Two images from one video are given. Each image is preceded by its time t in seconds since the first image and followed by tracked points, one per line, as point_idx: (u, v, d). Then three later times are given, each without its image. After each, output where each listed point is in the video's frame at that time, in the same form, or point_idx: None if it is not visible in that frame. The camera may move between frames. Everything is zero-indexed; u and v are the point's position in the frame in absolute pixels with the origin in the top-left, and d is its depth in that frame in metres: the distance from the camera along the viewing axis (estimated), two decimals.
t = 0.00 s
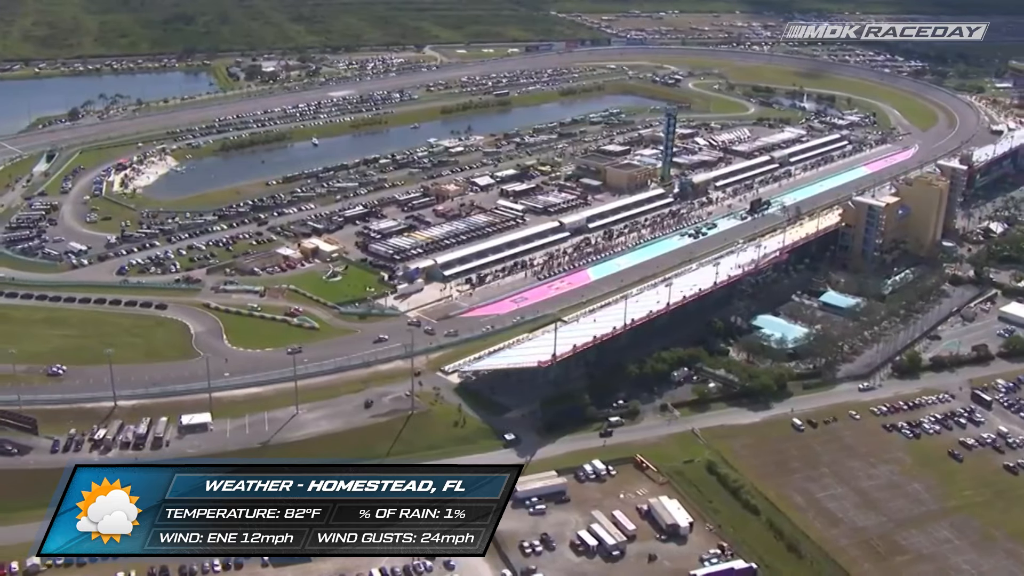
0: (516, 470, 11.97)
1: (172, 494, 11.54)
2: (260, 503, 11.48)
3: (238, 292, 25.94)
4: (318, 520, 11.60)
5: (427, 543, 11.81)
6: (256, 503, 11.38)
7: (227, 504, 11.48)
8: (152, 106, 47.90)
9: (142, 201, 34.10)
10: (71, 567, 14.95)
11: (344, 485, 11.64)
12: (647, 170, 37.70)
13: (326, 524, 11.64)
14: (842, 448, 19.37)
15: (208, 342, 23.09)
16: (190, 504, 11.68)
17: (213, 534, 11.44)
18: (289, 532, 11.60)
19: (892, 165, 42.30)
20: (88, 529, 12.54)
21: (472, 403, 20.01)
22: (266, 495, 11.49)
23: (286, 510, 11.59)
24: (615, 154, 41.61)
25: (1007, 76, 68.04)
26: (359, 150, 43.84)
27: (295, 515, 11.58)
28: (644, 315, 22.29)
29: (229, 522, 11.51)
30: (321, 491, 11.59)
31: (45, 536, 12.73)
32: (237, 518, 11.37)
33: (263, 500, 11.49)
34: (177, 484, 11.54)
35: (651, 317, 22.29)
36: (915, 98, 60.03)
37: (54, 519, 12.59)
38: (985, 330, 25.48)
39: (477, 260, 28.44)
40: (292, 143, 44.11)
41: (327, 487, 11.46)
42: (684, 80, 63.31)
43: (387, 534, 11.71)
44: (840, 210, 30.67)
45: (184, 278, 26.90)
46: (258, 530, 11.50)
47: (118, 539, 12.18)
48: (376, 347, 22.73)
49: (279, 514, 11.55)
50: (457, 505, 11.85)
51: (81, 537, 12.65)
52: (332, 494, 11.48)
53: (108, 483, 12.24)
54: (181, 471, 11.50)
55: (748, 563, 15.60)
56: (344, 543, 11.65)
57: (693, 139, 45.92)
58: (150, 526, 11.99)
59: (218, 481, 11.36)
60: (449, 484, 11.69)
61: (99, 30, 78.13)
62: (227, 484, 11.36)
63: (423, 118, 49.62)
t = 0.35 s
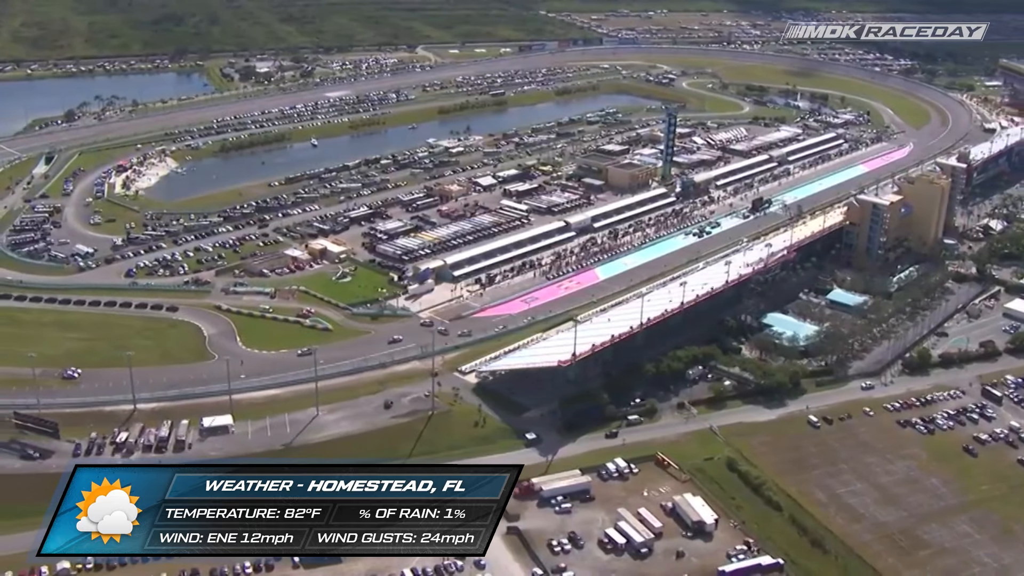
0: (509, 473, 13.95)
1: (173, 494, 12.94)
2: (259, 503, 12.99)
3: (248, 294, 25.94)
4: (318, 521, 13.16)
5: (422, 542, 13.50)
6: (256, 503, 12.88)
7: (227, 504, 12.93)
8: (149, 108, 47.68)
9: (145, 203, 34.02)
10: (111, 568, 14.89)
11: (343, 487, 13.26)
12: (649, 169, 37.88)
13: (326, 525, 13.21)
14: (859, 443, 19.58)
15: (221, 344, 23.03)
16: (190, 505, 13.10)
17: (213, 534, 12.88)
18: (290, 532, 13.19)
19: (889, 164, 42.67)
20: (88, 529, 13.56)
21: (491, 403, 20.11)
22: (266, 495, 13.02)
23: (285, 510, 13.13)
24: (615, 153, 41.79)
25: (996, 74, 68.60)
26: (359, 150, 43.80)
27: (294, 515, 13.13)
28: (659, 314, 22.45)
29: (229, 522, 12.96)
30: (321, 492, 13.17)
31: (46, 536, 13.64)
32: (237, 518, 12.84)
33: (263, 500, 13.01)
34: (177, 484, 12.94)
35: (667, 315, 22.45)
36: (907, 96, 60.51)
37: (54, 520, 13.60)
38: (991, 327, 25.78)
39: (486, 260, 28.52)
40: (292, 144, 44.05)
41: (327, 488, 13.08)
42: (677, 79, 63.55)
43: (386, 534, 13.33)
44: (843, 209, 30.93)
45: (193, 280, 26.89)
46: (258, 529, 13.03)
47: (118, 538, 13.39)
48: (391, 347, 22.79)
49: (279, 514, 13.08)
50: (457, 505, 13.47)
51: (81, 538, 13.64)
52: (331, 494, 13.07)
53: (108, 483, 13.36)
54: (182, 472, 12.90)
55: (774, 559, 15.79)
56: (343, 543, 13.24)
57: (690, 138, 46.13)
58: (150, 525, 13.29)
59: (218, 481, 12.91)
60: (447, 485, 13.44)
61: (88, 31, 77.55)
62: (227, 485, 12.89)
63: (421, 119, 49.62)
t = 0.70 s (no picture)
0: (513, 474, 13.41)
1: (173, 494, 12.55)
2: (259, 504, 12.55)
3: (258, 295, 25.90)
4: (317, 520, 12.67)
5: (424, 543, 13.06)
6: (256, 503, 12.45)
7: (227, 505, 12.52)
8: (146, 109, 47.51)
9: (148, 205, 33.92)
10: (150, 568, 14.86)
11: (343, 486, 12.74)
12: (650, 168, 38.05)
13: (326, 525, 12.73)
14: (873, 440, 19.78)
15: (234, 345, 22.99)
16: (190, 505, 12.72)
17: (213, 534, 12.48)
18: (290, 532, 12.65)
19: (886, 163, 43.03)
20: (88, 529, 13.09)
21: (508, 403, 20.19)
22: (266, 495, 12.58)
23: (285, 510, 12.65)
24: (614, 153, 41.94)
25: (985, 72, 69.24)
26: (358, 150, 43.82)
27: (294, 515, 12.64)
28: (673, 312, 22.58)
29: (229, 522, 12.54)
30: (320, 491, 12.65)
31: (45, 537, 13.16)
32: (237, 518, 12.41)
33: (263, 500, 12.56)
34: (177, 484, 12.57)
35: (680, 314, 22.59)
36: (900, 95, 60.97)
37: (53, 520, 13.17)
38: (995, 323, 26.04)
39: (494, 260, 28.62)
40: (291, 144, 44.02)
41: (327, 488, 12.56)
42: (671, 79, 63.82)
43: (386, 534, 12.85)
44: (846, 207, 31.21)
45: (201, 282, 26.83)
46: (259, 530, 12.52)
47: (118, 539, 12.94)
48: (404, 348, 22.83)
49: (279, 514, 12.60)
50: (457, 506, 13.11)
51: (81, 538, 13.16)
52: (332, 494, 12.57)
53: (108, 483, 13.01)
54: (182, 472, 12.53)
55: (798, 555, 15.94)
56: (344, 543, 12.79)
57: (688, 137, 46.34)
58: (150, 526, 12.91)
59: (218, 481, 12.48)
60: (448, 485, 12.89)
61: (79, 32, 77.18)
62: (227, 485, 12.46)
63: (419, 119, 49.67)
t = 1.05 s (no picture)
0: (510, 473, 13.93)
1: (173, 494, 13.11)
2: (260, 504, 13.08)
3: (268, 296, 25.90)
4: (318, 521, 13.22)
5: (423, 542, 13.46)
6: (256, 503, 12.98)
7: (227, 505, 13.05)
8: (142, 110, 47.29)
9: (151, 206, 33.81)
10: (200, 567, 14.93)
11: (343, 486, 13.30)
12: (651, 168, 38.20)
13: (326, 525, 13.30)
14: (888, 436, 20.00)
15: (248, 347, 22.92)
16: (190, 505, 13.25)
17: (213, 533, 13.08)
18: (290, 532, 13.23)
19: (883, 162, 43.36)
20: (88, 529, 13.65)
21: (526, 402, 20.30)
22: (267, 495, 13.12)
23: (285, 510, 13.18)
24: (613, 153, 42.10)
25: (974, 71, 69.86)
26: (357, 151, 43.79)
27: (295, 515, 13.17)
28: (688, 311, 22.72)
29: (229, 522, 13.11)
30: (321, 492, 13.22)
31: (46, 536, 13.89)
32: (238, 518, 12.97)
33: (263, 500, 13.10)
34: (177, 484, 13.13)
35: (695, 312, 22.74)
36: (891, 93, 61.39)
37: (55, 520, 13.75)
38: (1000, 320, 26.33)
39: (502, 260, 28.73)
40: (290, 145, 43.94)
41: (327, 488, 13.15)
42: (665, 79, 64.03)
43: (386, 534, 13.51)
44: (849, 206, 31.50)
45: (210, 283, 26.81)
46: (258, 530, 13.15)
47: (118, 539, 13.41)
48: (419, 348, 22.89)
49: (279, 514, 13.14)
50: (457, 505, 13.43)
51: (82, 537, 13.78)
52: (332, 494, 13.15)
53: (108, 483, 13.46)
54: (181, 472, 13.09)
55: (823, 551, 16.12)
56: (344, 542, 13.43)
57: (686, 137, 46.53)
58: (150, 526, 13.32)
59: (218, 481, 13.04)
60: (448, 484, 13.38)
61: (68, 32, 76.62)
62: (227, 484, 13.01)
63: (416, 120, 49.66)
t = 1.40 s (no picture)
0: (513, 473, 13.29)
1: (173, 494, 12.75)
2: (259, 504, 12.72)
3: (278, 298, 25.88)
4: (318, 520, 12.88)
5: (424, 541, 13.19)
6: (256, 503, 12.61)
7: (227, 505, 12.68)
8: (139, 110, 47.11)
9: (153, 207, 33.71)
10: (233, 567, 15.01)
11: (344, 485, 12.86)
12: (652, 167, 38.38)
13: (326, 524, 12.94)
14: (901, 432, 20.21)
15: (261, 348, 22.89)
16: (190, 504, 12.89)
17: (213, 534, 12.74)
18: (290, 531, 12.94)
19: (880, 160, 43.69)
20: (87, 529, 13.36)
21: (543, 401, 20.40)
22: (267, 495, 12.72)
23: (286, 510, 12.86)
24: (613, 152, 42.27)
25: (964, 70, 70.47)
26: (357, 151, 43.80)
27: (294, 515, 12.86)
28: (700, 310, 22.88)
29: (229, 522, 12.77)
30: (321, 491, 12.80)
31: (45, 537, 13.54)
32: (237, 518, 12.64)
33: (263, 500, 12.72)
34: (177, 484, 12.75)
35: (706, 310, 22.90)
36: (884, 92, 61.85)
37: (54, 520, 13.44)
38: (1004, 317, 26.61)
39: (509, 259, 28.82)
40: (289, 146, 43.88)
41: (327, 488, 12.70)
42: (659, 78, 64.26)
43: (386, 534, 13.18)
44: (851, 205, 31.74)
45: (218, 284, 26.76)
46: (258, 530, 12.89)
47: (119, 539, 13.17)
48: (431, 349, 22.93)
49: (279, 514, 12.83)
50: (457, 505, 13.04)
51: (82, 537, 13.49)
52: (332, 494, 12.73)
53: (108, 483, 13.10)
54: (182, 472, 12.68)
55: (844, 546, 16.31)
56: (344, 542, 13.08)
57: (684, 136, 46.75)
58: (150, 526, 13.09)
59: (218, 482, 12.56)
60: (448, 484, 12.90)
61: (58, 33, 76.13)
62: (227, 485, 12.52)
63: (413, 120, 49.67)
